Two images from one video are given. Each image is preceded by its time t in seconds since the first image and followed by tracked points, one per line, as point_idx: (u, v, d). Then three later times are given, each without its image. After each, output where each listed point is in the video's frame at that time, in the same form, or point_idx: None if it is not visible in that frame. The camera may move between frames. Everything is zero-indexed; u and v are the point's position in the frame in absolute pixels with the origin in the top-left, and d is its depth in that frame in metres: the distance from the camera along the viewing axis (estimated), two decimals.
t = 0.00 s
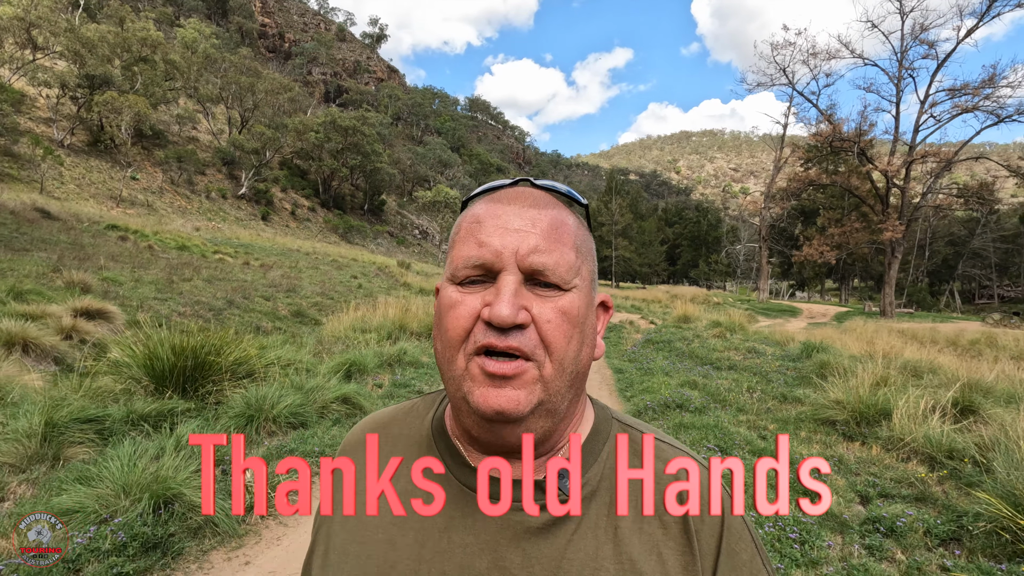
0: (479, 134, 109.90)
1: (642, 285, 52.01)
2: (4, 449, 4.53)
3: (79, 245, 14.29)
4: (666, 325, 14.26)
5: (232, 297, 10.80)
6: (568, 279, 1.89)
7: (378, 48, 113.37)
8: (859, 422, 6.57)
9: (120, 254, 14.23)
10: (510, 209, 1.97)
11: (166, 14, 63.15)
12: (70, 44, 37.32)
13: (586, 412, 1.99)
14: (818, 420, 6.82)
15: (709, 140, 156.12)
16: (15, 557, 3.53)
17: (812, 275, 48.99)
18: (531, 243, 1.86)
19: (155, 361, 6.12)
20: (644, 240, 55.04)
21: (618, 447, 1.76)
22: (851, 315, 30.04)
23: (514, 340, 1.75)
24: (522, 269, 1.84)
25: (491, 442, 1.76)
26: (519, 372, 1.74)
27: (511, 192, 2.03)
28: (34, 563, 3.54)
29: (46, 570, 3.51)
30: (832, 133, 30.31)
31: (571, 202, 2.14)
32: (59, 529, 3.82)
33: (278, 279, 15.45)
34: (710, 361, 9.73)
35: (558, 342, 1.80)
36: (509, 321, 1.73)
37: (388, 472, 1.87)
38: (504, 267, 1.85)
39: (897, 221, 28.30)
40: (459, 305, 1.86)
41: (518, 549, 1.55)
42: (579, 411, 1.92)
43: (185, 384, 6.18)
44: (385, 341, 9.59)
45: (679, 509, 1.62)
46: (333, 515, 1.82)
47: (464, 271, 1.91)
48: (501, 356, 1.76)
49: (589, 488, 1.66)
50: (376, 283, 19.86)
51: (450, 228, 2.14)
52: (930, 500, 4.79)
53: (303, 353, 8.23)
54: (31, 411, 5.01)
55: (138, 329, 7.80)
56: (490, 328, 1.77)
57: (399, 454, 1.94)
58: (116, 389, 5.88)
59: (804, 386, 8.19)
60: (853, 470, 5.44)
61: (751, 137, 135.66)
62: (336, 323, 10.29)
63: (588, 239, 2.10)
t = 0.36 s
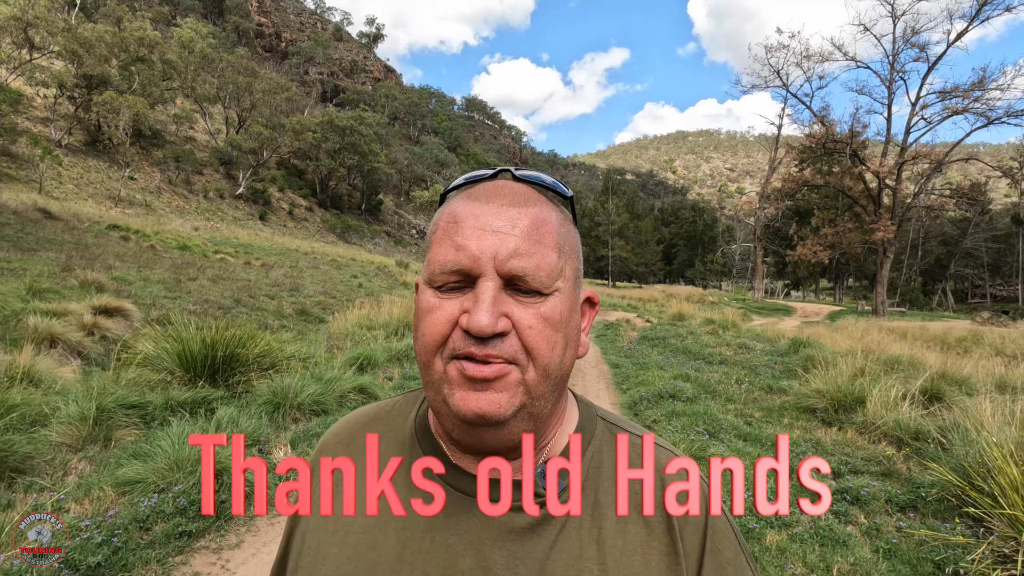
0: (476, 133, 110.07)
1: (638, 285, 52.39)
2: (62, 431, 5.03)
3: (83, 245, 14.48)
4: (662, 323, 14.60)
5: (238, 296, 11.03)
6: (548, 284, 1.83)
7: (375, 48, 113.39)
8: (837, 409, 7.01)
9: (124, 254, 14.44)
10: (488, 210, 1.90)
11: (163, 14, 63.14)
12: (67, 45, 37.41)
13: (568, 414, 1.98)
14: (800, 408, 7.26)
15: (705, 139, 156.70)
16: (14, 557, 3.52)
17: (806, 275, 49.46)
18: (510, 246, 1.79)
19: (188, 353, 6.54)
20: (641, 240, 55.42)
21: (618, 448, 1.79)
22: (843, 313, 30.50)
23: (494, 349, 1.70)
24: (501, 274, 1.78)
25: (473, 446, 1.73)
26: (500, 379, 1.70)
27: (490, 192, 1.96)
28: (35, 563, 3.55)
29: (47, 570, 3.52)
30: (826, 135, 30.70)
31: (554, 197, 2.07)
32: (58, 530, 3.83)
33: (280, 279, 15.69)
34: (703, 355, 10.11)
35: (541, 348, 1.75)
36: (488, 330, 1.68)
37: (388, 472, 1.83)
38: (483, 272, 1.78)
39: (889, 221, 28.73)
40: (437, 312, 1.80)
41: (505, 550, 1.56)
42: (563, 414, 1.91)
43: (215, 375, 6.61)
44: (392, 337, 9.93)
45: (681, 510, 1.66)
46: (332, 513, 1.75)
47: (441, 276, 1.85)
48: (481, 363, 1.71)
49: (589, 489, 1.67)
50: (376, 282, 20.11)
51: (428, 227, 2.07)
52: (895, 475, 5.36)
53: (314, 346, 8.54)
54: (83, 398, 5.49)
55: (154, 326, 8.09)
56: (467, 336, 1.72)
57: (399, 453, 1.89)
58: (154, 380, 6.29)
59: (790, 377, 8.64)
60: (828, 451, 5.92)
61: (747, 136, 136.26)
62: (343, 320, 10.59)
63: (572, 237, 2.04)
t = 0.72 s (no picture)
0: (473, 133, 110.27)
1: (635, 284, 52.80)
2: (103, 413, 5.37)
3: (88, 244, 14.68)
4: (657, 321, 14.92)
5: (243, 294, 11.26)
6: (567, 266, 1.97)
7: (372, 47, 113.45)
8: (816, 397, 7.50)
9: (127, 253, 14.63)
10: (510, 195, 2.03)
11: (161, 13, 63.15)
12: (66, 44, 37.52)
13: (572, 409, 2.01)
14: (782, 396, 7.69)
15: (703, 139, 157.12)
16: (15, 556, 3.36)
17: (801, 274, 49.94)
18: (533, 228, 1.94)
19: (212, 344, 6.86)
20: (637, 240, 55.80)
21: (618, 448, 1.82)
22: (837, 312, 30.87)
23: (517, 323, 1.81)
24: (524, 254, 1.91)
25: (488, 426, 1.79)
26: (521, 355, 1.79)
27: (509, 180, 2.09)
28: (34, 563, 3.41)
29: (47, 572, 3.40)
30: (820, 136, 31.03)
31: (566, 192, 2.22)
32: (60, 529, 3.65)
33: (281, 277, 15.92)
34: (694, 349, 10.48)
35: (559, 327, 1.87)
36: (513, 305, 1.79)
37: (388, 471, 1.85)
38: (506, 251, 1.92)
39: (881, 221, 29.17)
40: (460, 289, 1.90)
41: (504, 541, 1.57)
42: (568, 404, 1.99)
43: (239, 363, 6.94)
44: (395, 332, 10.25)
45: (681, 509, 1.67)
46: (332, 513, 1.77)
47: (466, 256, 1.97)
48: (503, 339, 1.82)
49: (589, 492, 1.68)
50: (376, 281, 20.35)
51: (449, 212, 2.19)
52: (863, 452, 5.92)
53: (324, 340, 8.85)
54: (119, 385, 5.84)
55: (167, 322, 8.34)
56: (492, 312, 1.82)
57: (399, 454, 1.92)
58: (181, 369, 6.63)
59: (775, 367, 9.09)
60: (805, 434, 6.44)
61: (743, 136, 136.94)
62: (347, 316, 10.90)
63: (582, 229, 2.19)
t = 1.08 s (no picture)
0: (471, 133, 110.46)
1: (632, 284, 53.09)
2: (140, 403, 5.75)
3: (92, 244, 14.86)
4: (654, 320, 15.20)
5: (249, 294, 11.50)
6: (556, 235, 1.98)
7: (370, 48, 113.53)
8: (798, 390, 7.82)
9: (130, 253, 14.80)
10: (500, 168, 2.06)
11: (158, 13, 63.19)
12: (65, 44, 37.61)
13: (569, 372, 2.03)
14: (767, 390, 7.99)
15: (699, 140, 157.71)
16: (16, 557, 3.56)
17: (797, 275, 50.36)
18: (522, 199, 1.95)
19: (236, 342, 7.20)
20: (634, 240, 56.15)
21: (618, 446, 1.69)
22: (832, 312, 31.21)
23: (507, 289, 1.82)
24: (513, 224, 1.94)
25: (484, 391, 1.82)
26: (513, 320, 1.81)
27: (499, 155, 2.12)
28: (36, 562, 3.59)
29: (48, 570, 3.57)
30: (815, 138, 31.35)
31: (557, 166, 2.23)
32: (58, 529, 3.79)
33: (283, 277, 16.13)
34: (686, 346, 10.81)
35: (549, 292, 1.88)
36: (502, 271, 1.81)
37: (389, 472, 1.80)
38: (496, 222, 1.95)
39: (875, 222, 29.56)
40: (452, 260, 1.95)
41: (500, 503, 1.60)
42: (565, 370, 1.99)
43: (261, 359, 7.32)
44: (398, 330, 10.53)
45: (681, 509, 1.62)
46: (333, 514, 1.79)
47: (459, 229, 2.01)
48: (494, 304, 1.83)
49: (589, 486, 1.62)
50: (376, 281, 20.58)
51: (443, 191, 2.23)
52: (836, 439, 6.31)
53: (331, 336, 9.17)
54: (152, 377, 6.21)
55: (179, 321, 8.61)
56: (483, 279, 1.84)
57: (399, 453, 1.85)
58: (207, 363, 6.99)
59: (763, 363, 9.42)
60: (785, 423, 6.74)
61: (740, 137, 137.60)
62: (351, 315, 11.20)
63: (574, 199, 2.19)
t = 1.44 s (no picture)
0: (470, 133, 110.65)
1: (630, 284, 53.41)
2: (170, 392, 6.07)
3: (96, 243, 15.03)
4: (651, 319, 15.42)
5: (254, 293, 11.68)
6: (514, 270, 1.83)
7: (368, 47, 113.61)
8: (787, 383, 8.08)
9: (135, 252, 14.98)
10: (455, 197, 1.89)
11: (157, 12, 63.20)
12: (65, 44, 37.68)
13: (535, 405, 1.91)
14: (758, 384, 8.25)
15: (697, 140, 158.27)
16: (16, 556, 3.42)
17: (793, 275, 50.75)
18: (476, 232, 1.80)
19: (255, 337, 7.54)
20: (632, 240, 56.52)
21: (619, 448, 1.69)
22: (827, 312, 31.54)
23: (460, 333, 1.69)
24: (466, 260, 1.78)
25: (438, 438, 1.68)
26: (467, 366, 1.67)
27: (455, 179, 1.96)
28: (35, 563, 3.45)
29: (47, 571, 3.44)
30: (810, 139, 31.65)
31: (520, 190, 2.06)
32: (58, 531, 3.71)
33: (285, 276, 16.31)
34: (682, 343, 11.08)
35: (507, 334, 1.74)
36: (453, 314, 1.66)
37: (388, 471, 1.70)
38: (448, 257, 1.78)
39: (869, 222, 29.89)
40: (402, 297, 1.79)
41: (460, 540, 1.48)
42: (528, 407, 1.87)
43: (279, 351, 7.64)
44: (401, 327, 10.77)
45: (682, 510, 1.65)
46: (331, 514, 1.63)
47: (408, 262, 1.84)
48: (447, 349, 1.71)
49: (588, 486, 1.59)
50: (376, 281, 20.78)
51: (396, 215, 2.06)
52: (820, 427, 6.55)
53: (338, 332, 9.44)
54: (180, 369, 6.55)
55: (192, 319, 8.84)
56: (432, 321, 1.71)
57: (399, 453, 1.76)
58: (228, 357, 7.32)
59: (756, 358, 9.66)
60: (773, 413, 6.99)
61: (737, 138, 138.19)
62: (355, 313, 11.42)
63: (537, 226, 2.04)
